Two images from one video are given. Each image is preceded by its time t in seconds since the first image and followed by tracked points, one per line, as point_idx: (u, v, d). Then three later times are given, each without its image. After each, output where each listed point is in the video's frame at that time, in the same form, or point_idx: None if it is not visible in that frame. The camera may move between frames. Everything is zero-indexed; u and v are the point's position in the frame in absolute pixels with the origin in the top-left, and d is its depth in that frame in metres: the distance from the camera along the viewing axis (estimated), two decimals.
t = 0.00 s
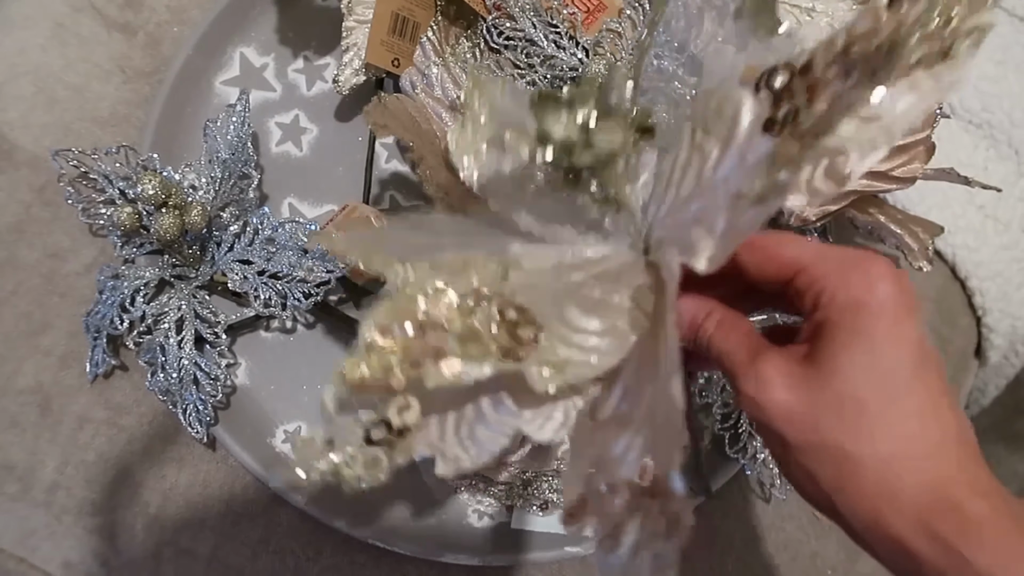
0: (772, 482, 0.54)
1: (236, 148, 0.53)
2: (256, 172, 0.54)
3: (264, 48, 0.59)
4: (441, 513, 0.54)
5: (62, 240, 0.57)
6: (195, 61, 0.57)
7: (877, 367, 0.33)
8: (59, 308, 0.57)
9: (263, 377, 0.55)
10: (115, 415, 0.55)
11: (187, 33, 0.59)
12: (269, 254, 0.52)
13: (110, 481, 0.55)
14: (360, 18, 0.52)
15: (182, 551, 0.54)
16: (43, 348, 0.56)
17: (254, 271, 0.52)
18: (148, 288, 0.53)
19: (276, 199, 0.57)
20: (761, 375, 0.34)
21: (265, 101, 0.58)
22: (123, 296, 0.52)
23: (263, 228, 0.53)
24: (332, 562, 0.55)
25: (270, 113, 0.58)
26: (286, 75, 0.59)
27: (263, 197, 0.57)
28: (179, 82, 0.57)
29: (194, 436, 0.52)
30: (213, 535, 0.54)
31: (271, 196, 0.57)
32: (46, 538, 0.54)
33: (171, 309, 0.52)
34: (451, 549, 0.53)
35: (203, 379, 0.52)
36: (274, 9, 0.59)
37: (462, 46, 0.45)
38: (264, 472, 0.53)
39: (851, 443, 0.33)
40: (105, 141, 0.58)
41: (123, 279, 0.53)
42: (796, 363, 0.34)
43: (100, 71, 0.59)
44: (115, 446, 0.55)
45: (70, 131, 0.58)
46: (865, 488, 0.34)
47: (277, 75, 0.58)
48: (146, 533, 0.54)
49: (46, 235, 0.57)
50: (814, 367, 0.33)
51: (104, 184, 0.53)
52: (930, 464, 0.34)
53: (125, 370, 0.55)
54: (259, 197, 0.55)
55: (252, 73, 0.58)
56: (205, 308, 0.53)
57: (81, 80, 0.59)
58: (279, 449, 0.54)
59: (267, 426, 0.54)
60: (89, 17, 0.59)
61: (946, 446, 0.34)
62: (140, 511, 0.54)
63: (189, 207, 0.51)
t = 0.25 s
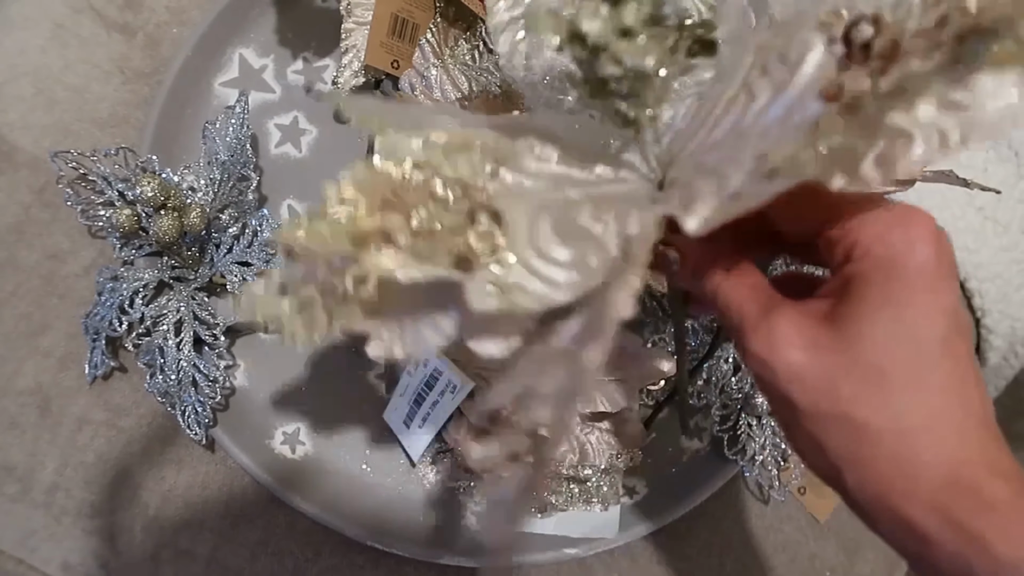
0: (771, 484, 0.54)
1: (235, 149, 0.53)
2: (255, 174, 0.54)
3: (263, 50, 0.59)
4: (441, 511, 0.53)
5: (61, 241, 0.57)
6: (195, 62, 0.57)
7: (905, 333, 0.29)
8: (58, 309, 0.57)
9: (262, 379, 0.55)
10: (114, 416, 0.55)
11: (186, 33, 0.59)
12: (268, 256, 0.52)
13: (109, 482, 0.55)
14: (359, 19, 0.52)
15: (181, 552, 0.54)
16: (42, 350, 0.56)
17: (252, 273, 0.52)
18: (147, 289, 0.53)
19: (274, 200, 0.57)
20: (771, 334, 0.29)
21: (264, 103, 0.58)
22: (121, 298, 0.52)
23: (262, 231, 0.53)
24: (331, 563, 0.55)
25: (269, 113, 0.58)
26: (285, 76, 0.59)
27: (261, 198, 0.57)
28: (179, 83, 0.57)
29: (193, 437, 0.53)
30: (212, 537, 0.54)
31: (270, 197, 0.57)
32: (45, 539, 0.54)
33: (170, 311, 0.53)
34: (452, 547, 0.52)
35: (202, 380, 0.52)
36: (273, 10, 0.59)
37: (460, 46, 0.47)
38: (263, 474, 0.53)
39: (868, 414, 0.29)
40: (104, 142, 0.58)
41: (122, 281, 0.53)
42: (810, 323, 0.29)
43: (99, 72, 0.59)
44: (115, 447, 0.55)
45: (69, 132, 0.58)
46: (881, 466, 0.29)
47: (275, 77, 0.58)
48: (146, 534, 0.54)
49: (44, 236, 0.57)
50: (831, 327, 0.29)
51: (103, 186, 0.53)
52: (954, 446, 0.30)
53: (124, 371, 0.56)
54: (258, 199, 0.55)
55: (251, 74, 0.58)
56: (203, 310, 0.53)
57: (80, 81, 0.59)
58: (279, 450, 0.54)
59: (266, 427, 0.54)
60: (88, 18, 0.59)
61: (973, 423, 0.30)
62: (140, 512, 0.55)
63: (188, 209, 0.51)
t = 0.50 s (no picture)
0: (764, 484, 0.54)
1: (229, 150, 0.54)
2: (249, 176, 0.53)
3: (258, 50, 0.58)
4: (436, 511, 0.53)
5: (56, 242, 0.57)
6: (190, 63, 0.57)
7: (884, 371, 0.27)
8: (53, 310, 0.57)
9: (258, 379, 0.54)
10: (108, 417, 0.55)
11: (181, 34, 0.59)
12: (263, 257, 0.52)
13: (104, 483, 0.55)
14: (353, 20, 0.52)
15: (176, 553, 0.54)
16: (37, 351, 0.56)
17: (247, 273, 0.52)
18: (141, 290, 0.53)
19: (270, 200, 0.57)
20: (741, 351, 0.28)
21: (259, 103, 0.58)
22: (116, 298, 0.52)
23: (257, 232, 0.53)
24: (326, 562, 0.55)
25: (263, 114, 0.58)
26: (280, 77, 0.58)
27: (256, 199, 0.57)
28: (174, 84, 0.57)
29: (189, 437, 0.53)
30: (208, 537, 0.55)
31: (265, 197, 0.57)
32: (40, 540, 0.54)
33: (165, 312, 0.53)
34: (456, 549, 0.52)
35: (197, 381, 0.52)
36: (267, 11, 0.59)
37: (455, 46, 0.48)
38: (258, 475, 0.53)
39: (838, 435, 0.27)
40: (99, 143, 0.58)
41: (116, 281, 0.53)
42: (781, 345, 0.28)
43: (94, 73, 0.59)
44: (110, 448, 0.55)
45: (64, 133, 0.58)
46: (855, 492, 0.28)
47: (270, 78, 0.58)
48: (140, 535, 0.54)
49: (39, 237, 0.57)
50: (800, 344, 0.27)
51: (98, 186, 0.53)
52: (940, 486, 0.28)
53: (119, 372, 0.56)
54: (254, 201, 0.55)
55: (245, 75, 0.58)
56: (198, 310, 0.53)
57: (76, 82, 0.59)
58: (273, 450, 0.54)
59: (261, 427, 0.54)
60: (83, 19, 0.59)
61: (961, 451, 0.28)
62: (135, 513, 0.55)
63: (182, 209, 0.51)
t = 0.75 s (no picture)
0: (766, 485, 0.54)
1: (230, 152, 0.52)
2: (251, 177, 0.52)
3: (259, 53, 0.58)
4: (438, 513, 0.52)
5: (56, 244, 0.57)
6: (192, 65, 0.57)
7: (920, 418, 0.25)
8: (54, 312, 0.57)
9: (260, 382, 0.54)
10: (110, 419, 0.55)
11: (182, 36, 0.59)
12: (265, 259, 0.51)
13: (105, 485, 0.55)
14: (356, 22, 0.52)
15: (177, 555, 0.54)
16: (38, 353, 0.56)
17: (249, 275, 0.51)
18: (143, 293, 0.54)
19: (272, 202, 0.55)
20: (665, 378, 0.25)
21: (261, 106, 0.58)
22: (118, 301, 0.53)
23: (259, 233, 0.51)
24: (329, 565, 0.55)
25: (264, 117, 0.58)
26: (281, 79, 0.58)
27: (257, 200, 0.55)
28: (175, 86, 0.57)
29: (191, 440, 0.54)
30: (210, 540, 0.54)
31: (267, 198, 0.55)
32: (41, 543, 0.54)
33: (166, 314, 0.53)
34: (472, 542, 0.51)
35: (198, 383, 0.52)
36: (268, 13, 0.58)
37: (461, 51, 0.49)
38: (261, 477, 0.53)
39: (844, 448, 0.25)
40: (100, 145, 0.58)
41: (117, 284, 0.54)
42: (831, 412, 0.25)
43: (95, 76, 0.59)
44: (111, 450, 0.55)
45: (64, 135, 0.58)
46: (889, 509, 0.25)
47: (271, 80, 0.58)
48: (142, 537, 0.54)
49: (39, 240, 0.57)
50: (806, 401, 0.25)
51: (100, 190, 0.54)
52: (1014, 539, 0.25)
53: (120, 374, 0.56)
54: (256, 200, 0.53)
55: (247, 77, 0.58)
56: (200, 313, 0.53)
57: (77, 85, 0.59)
58: (275, 452, 0.53)
59: (262, 432, 0.53)
60: (85, 22, 0.59)
61: None
62: (136, 516, 0.54)
63: (184, 213, 0.53)
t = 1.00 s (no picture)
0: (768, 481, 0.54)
1: (233, 146, 0.54)
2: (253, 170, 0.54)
3: (261, 47, 0.58)
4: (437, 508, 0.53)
5: (56, 238, 0.57)
6: (193, 58, 0.57)
7: (949, 438, 0.29)
8: (54, 306, 0.56)
9: (260, 377, 0.54)
10: (110, 414, 0.55)
11: (184, 30, 0.58)
12: (266, 252, 0.52)
13: (105, 480, 0.54)
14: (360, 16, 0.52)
15: (177, 551, 0.54)
16: (37, 347, 0.56)
17: (251, 268, 0.52)
18: (144, 285, 0.53)
19: (271, 196, 0.56)
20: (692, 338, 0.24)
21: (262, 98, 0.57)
22: (118, 294, 0.52)
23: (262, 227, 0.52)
24: (329, 562, 0.54)
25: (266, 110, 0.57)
26: (282, 73, 0.58)
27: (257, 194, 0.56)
28: (176, 79, 0.57)
29: (192, 435, 0.53)
30: (210, 535, 0.54)
31: (266, 193, 0.56)
32: (39, 538, 0.54)
33: (167, 307, 0.52)
34: (455, 539, 0.52)
35: (199, 377, 0.52)
36: (271, 8, 0.59)
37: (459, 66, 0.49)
38: (263, 472, 0.52)
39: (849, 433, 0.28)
40: (101, 139, 0.58)
41: (118, 277, 0.53)
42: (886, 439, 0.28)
43: (96, 69, 0.59)
44: (110, 446, 0.55)
45: (65, 129, 0.58)
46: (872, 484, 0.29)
47: (273, 75, 0.58)
48: (141, 533, 0.54)
49: (39, 233, 0.57)
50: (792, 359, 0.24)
51: (100, 182, 0.54)
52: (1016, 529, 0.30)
53: (120, 368, 0.55)
54: (257, 196, 0.55)
55: (249, 72, 0.58)
56: (201, 306, 0.53)
57: (78, 79, 0.58)
58: (277, 448, 0.53)
59: (263, 426, 0.53)
60: (85, 15, 0.59)
61: None
62: (136, 511, 0.54)
63: (186, 204, 0.51)
